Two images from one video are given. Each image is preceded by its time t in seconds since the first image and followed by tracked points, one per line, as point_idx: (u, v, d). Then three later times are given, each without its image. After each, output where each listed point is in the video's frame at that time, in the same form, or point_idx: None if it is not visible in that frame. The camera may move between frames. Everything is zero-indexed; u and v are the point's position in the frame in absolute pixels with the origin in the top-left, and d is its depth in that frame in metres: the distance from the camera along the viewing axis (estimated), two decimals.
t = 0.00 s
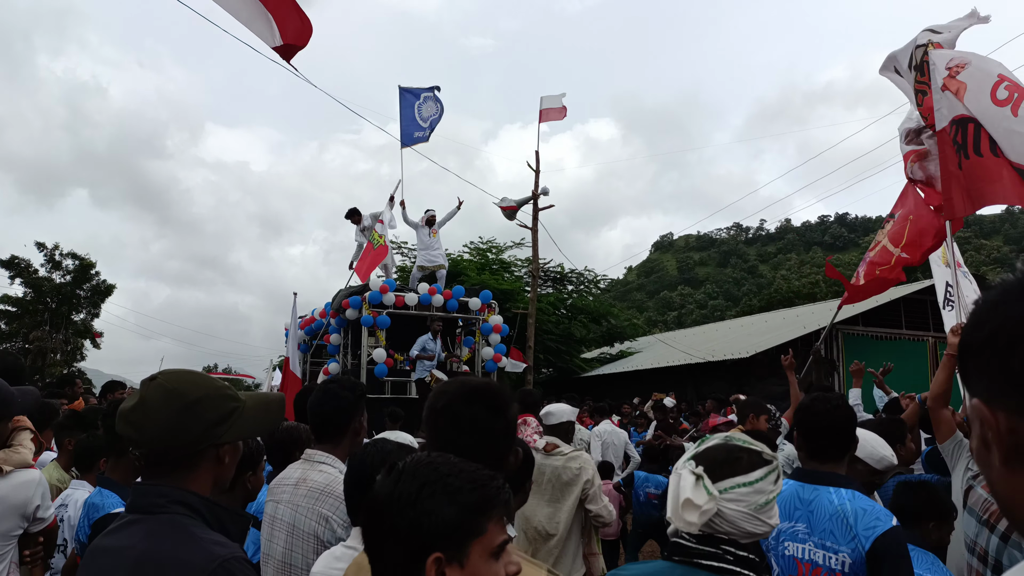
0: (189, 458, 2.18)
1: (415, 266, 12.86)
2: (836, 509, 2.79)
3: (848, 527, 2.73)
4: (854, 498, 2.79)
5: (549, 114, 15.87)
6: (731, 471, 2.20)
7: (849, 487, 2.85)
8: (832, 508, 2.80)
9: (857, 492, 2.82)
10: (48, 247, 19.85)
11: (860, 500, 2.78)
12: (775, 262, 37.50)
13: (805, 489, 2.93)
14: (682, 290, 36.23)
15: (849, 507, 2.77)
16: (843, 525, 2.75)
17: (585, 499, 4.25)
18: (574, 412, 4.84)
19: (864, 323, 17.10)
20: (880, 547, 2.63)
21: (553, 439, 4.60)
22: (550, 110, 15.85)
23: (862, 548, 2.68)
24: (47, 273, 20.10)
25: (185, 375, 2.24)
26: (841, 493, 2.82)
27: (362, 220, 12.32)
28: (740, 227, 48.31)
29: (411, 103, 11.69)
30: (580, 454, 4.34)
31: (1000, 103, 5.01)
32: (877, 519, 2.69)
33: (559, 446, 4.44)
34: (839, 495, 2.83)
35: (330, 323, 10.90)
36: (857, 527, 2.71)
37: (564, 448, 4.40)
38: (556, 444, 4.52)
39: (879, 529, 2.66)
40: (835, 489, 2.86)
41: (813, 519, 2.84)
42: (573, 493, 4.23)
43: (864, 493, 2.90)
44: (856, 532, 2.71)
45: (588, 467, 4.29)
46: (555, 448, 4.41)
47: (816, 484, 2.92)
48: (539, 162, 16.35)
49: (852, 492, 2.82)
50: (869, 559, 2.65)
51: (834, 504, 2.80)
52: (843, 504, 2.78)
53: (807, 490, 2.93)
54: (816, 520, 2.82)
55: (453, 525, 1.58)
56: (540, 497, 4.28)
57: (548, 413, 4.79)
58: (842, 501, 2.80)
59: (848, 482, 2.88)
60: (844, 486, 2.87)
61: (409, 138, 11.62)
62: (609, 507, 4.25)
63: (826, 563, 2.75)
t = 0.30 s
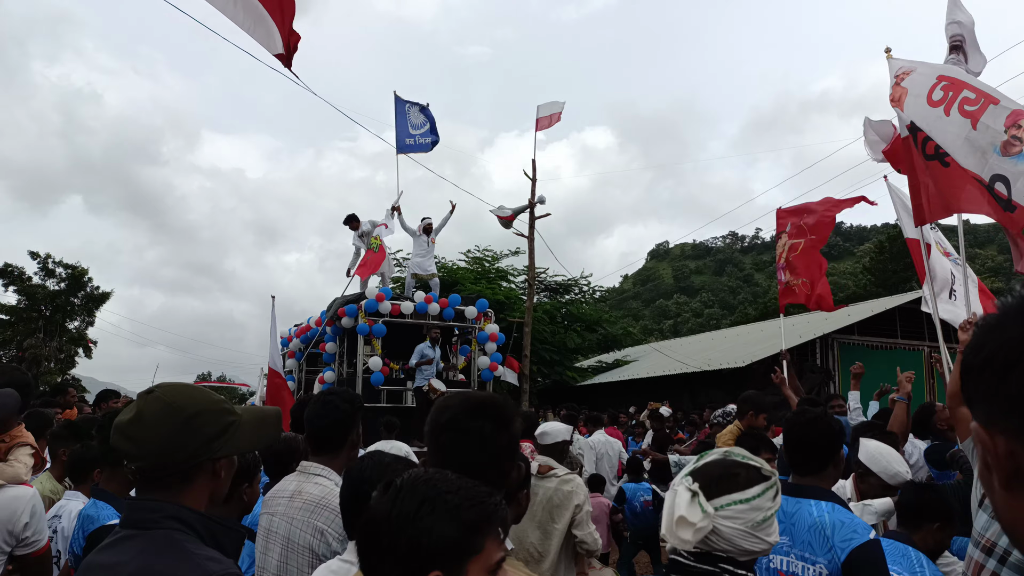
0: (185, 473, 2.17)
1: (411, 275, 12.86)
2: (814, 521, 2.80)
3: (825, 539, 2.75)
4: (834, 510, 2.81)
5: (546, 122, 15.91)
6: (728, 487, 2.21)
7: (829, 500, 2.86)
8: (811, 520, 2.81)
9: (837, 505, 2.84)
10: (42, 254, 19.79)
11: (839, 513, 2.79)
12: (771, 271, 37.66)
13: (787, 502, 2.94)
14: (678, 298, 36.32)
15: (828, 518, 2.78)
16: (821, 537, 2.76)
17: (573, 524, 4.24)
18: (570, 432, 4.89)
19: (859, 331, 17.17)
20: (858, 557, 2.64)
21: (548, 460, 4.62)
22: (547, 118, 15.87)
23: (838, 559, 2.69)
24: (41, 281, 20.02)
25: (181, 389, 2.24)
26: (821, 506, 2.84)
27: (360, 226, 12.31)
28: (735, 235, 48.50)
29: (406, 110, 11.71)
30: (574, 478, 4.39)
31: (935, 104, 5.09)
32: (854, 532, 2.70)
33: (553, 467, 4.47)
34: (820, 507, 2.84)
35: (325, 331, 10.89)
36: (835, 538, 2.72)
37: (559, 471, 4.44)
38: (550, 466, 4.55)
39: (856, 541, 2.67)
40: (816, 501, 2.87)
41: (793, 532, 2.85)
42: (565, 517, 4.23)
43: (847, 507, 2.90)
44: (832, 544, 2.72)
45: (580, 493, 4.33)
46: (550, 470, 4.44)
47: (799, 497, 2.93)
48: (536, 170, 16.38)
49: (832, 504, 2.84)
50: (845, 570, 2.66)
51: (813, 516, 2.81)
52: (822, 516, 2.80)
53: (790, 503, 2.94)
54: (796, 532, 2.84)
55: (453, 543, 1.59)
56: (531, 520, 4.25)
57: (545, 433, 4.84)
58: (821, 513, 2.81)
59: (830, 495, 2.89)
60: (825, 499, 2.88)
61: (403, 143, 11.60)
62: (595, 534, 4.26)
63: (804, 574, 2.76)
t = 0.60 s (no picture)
0: (202, 469, 2.19)
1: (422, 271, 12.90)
2: (817, 512, 2.82)
3: (826, 529, 2.76)
4: (836, 501, 2.82)
5: (557, 119, 15.89)
6: (741, 484, 2.22)
7: (833, 491, 2.87)
8: (814, 511, 2.83)
9: (840, 496, 2.85)
10: (55, 254, 19.97)
11: (841, 504, 2.80)
12: (783, 265, 37.42)
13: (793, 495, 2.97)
14: (690, 293, 36.18)
15: (830, 509, 2.80)
16: (823, 527, 2.78)
17: (582, 510, 4.24)
18: (584, 422, 4.86)
19: (873, 325, 17.06)
20: (857, 547, 2.65)
21: (561, 447, 4.58)
22: (558, 115, 15.85)
23: (838, 549, 2.71)
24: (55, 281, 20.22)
25: (197, 387, 2.26)
26: (825, 497, 2.85)
27: (372, 225, 12.34)
28: (746, 230, 48.26)
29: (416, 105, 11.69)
30: (584, 465, 4.36)
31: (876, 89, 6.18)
32: (854, 522, 2.71)
33: (565, 455, 4.44)
34: (823, 499, 2.85)
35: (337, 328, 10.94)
36: (835, 529, 2.74)
37: (571, 458, 4.41)
38: (562, 452, 4.51)
39: (855, 531, 2.68)
40: (819, 493, 2.89)
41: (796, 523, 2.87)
42: (572, 501, 4.25)
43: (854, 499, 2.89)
44: (833, 534, 2.74)
45: (590, 479, 4.31)
46: (562, 458, 4.42)
47: (804, 490, 2.95)
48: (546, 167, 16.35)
49: (835, 496, 2.85)
50: (845, 560, 2.67)
51: (816, 507, 2.83)
52: (825, 507, 2.81)
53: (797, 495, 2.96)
54: (799, 523, 2.86)
55: (474, 538, 1.60)
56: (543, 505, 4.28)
57: (559, 424, 4.81)
58: (823, 504, 2.83)
59: (835, 487, 2.90)
60: (830, 491, 2.89)
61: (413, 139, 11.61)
62: (605, 520, 4.23)
63: (807, 564, 2.78)
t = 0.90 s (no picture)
0: (206, 467, 2.20)
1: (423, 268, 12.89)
2: (836, 510, 2.87)
3: (846, 528, 2.81)
4: (856, 500, 2.87)
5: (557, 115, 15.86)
6: (741, 479, 2.24)
7: (851, 489, 2.93)
8: (833, 510, 2.89)
9: (859, 494, 2.91)
10: (55, 253, 20.01)
11: (860, 502, 2.86)
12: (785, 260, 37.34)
13: (813, 494, 3.03)
14: (692, 288, 36.12)
15: (849, 508, 2.85)
16: (842, 526, 2.83)
17: (587, 509, 4.28)
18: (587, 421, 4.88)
19: (875, 319, 17.02)
20: (877, 544, 2.69)
21: (566, 448, 4.63)
22: (558, 110, 15.82)
23: (859, 548, 2.75)
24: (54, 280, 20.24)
25: (199, 385, 2.26)
26: (843, 495, 2.91)
27: (370, 225, 12.33)
28: (748, 224, 48.17)
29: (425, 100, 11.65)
30: (589, 464, 4.42)
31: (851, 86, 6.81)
32: (874, 520, 2.75)
33: (569, 455, 4.49)
34: (842, 497, 2.91)
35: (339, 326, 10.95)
36: (855, 527, 2.78)
37: (575, 458, 4.46)
38: (566, 452, 4.55)
39: (875, 529, 2.72)
40: (838, 491, 2.95)
41: (816, 523, 2.93)
42: (579, 501, 4.27)
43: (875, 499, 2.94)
44: (853, 533, 2.78)
45: (595, 478, 4.36)
46: (567, 456, 4.46)
47: (823, 488, 3.01)
48: (547, 162, 16.33)
49: (854, 495, 2.91)
50: (866, 560, 2.71)
51: (835, 506, 2.89)
52: (844, 505, 2.87)
53: (815, 494, 3.02)
54: (819, 523, 2.92)
55: (494, 534, 1.68)
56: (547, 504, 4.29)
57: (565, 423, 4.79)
58: (842, 502, 2.88)
59: (854, 485, 2.96)
60: (848, 489, 2.96)
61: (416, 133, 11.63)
62: (609, 519, 4.29)
63: (826, 564, 2.82)
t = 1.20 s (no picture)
0: (205, 462, 2.21)
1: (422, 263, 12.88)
2: (874, 505, 2.90)
3: (887, 522, 2.83)
4: (893, 493, 2.89)
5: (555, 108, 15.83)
6: (735, 473, 2.25)
7: (888, 482, 2.96)
8: (871, 504, 2.91)
9: (897, 488, 2.92)
10: (52, 251, 20.01)
11: (899, 495, 2.87)
12: (784, 255, 37.30)
13: (846, 488, 3.07)
14: (691, 284, 36.10)
15: (888, 502, 2.87)
16: (882, 521, 2.85)
17: (587, 498, 4.29)
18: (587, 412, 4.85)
19: (874, 314, 17.01)
20: (919, 540, 2.69)
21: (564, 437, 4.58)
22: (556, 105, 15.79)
23: (901, 543, 2.76)
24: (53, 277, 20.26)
25: (198, 381, 2.27)
26: (880, 489, 2.94)
27: (367, 223, 12.30)
28: (747, 220, 48.15)
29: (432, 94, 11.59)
30: (588, 453, 4.41)
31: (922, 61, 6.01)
32: (917, 512, 2.76)
33: (568, 443, 4.47)
34: (878, 491, 2.94)
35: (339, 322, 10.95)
36: (897, 521, 2.79)
37: (574, 446, 4.45)
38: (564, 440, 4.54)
39: (919, 522, 2.73)
40: (873, 484, 2.98)
41: (852, 518, 2.96)
42: (578, 490, 4.28)
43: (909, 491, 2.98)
44: (895, 527, 2.79)
45: (595, 468, 4.35)
46: (565, 446, 4.45)
47: (857, 482, 3.05)
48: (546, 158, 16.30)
49: (891, 487, 2.93)
50: (908, 553, 2.72)
51: (872, 500, 2.92)
52: (882, 499, 2.89)
53: (847, 489, 3.07)
54: (855, 518, 2.95)
55: (496, 527, 1.69)
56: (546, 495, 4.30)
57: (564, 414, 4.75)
58: (880, 496, 2.91)
59: (890, 478, 2.99)
60: (884, 482, 2.98)
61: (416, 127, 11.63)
62: (610, 507, 4.29)
63: (867, 561, 2.85)
